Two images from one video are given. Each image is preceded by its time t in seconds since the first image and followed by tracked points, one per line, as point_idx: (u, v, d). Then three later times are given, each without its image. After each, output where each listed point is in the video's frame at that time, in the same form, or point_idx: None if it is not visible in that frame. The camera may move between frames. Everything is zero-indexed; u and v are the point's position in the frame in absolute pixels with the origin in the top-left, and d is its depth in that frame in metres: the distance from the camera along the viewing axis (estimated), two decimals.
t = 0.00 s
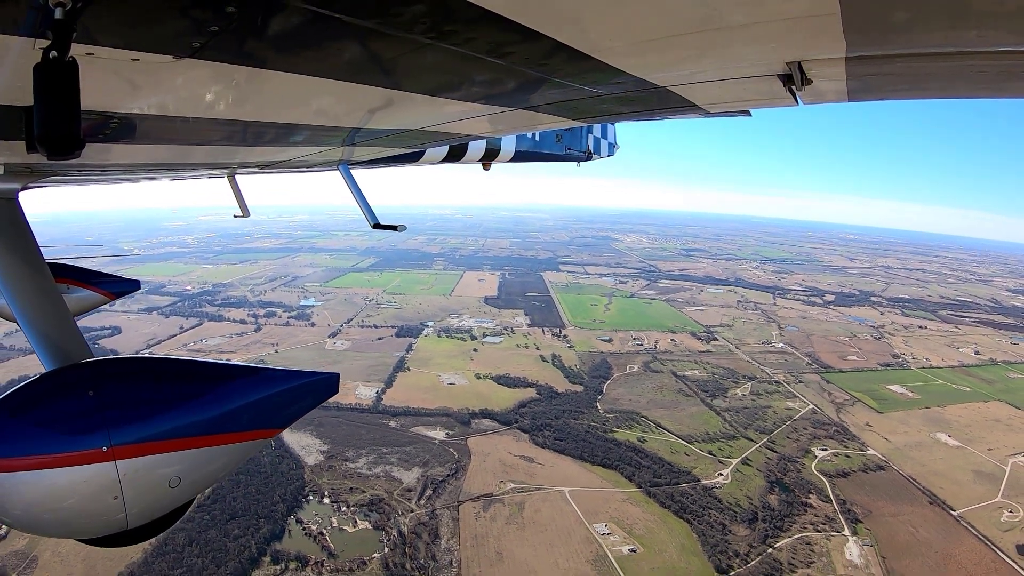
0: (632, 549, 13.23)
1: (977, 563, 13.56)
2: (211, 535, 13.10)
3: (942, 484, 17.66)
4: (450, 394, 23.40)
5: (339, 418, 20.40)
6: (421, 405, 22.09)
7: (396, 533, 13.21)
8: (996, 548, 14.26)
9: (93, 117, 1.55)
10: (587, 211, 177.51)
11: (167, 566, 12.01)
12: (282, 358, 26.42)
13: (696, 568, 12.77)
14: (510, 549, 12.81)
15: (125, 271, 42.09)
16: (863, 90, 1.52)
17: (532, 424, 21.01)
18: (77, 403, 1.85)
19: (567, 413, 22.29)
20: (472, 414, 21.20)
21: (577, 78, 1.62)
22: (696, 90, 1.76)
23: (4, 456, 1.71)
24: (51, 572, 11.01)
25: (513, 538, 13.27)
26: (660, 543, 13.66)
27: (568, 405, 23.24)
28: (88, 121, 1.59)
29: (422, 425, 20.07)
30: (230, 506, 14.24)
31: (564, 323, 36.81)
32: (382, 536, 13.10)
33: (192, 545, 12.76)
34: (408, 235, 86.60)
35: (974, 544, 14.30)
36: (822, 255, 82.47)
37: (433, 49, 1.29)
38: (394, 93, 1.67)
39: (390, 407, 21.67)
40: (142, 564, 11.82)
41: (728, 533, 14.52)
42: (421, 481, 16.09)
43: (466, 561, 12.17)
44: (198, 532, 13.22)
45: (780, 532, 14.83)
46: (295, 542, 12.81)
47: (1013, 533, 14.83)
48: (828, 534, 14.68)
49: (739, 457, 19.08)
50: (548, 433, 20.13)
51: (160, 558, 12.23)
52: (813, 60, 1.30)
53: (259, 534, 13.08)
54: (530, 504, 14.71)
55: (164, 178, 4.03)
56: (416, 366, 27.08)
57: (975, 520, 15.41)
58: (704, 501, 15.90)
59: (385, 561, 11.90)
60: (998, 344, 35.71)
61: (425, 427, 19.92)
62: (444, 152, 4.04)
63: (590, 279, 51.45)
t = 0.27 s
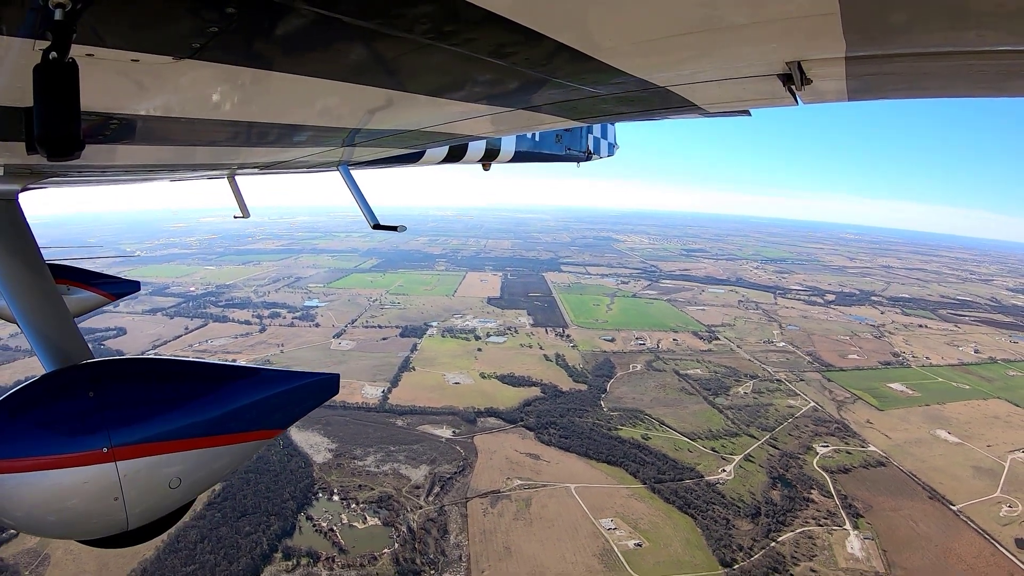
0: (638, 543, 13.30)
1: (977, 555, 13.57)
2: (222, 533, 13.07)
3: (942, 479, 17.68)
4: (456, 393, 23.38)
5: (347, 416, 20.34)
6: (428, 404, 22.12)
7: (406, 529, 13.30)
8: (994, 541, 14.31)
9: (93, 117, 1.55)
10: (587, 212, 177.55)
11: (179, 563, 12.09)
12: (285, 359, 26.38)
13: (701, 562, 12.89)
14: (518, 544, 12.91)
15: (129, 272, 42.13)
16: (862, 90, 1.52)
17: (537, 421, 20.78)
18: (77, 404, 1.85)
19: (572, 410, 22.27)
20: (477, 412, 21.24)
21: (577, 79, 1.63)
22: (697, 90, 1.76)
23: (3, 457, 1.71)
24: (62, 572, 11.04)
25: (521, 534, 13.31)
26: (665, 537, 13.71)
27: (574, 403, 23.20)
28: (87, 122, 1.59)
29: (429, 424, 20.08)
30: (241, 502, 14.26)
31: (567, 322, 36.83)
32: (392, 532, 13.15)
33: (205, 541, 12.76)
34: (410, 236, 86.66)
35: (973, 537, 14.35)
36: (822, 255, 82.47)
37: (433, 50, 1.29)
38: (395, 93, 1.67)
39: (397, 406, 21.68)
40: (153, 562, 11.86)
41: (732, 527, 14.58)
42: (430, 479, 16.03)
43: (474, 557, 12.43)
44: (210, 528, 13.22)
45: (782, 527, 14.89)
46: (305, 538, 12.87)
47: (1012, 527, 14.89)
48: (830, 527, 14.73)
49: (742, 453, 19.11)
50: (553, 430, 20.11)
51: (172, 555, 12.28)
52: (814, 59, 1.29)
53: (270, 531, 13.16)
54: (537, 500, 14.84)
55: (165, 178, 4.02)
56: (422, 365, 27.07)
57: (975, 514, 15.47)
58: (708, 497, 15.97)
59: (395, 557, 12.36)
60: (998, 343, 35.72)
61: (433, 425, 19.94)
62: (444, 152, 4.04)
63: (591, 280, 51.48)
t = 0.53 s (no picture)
0: (644, 538, 13.51)
1: (977, 550, 13.66)
2: (234, 530, 13.07)
3: (941, 475, 17.70)
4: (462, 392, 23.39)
5: (353, 415, 20.34)
6: (435, 403, 22.14)
7: (415, 525, 13.39)
8: (993, 535, 14.41)
9: (93, 117, 1.55)
10: (588, 212, 177.57)
11: (192, 561, 12.06)
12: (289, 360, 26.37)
13: (706, 557, 13.04)
14: (527, 539, 13.09)
15: (132, 273, 42.13)
16: (863, 90, 1.52)
17: (542, 420, 20.80)
18: (76, 404, 1.85)
19: (576, 409, 22.27)
20: (483, 411, 21.26)
21: (578, 79, 1.62)
22: (698, 90, 1.76)
23: (4, 457, 1.71)
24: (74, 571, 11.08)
25: (528, 529, 13.47)
26: (670, 532, 13.88)
27: (578, 402, 23.17)
28: (88, 122, 1.59)
29: (435, 423, 20.09)
30: (251, 501, 14.16)
31: (569, 322, 36.83)
32: (400, 529, 13.28)
33: (217, 539, 12.71)
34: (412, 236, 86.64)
35: (972, 532, 14.44)
36: (823, 255, 82.48)
37: (433, 50, 1.29)
38: (395, 93, 1.67)
39: (403, 405, 21.71)
40: (165, 560, 11.93)
41: (736, 522, 14.67)
42: (438, 476, 16.08)
43: (483, 552, 12.64)
44: (222, 526, 13.18)
45: (785, 521, 14.93)
46: (316, 535, 12.99)
47: (1011, 522, 15.00)
48: (830, 522, 14.79)
49: (744, 450, 19.15)
50: (557, 428, 20.13)
51: (185, 552, 12.29)
52: (814, 59, 1.29)
53: (282, 528, 13.24)
54: (544, 497, 14.94)
55: (165, 178, 4.01)
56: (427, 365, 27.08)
57: (974, 509, 15.55)
58: (712, 492, 16.04)
59: (405, 552, 12.53)
60: (997, 341, 35.73)
61: (439, 424, 19.96)
62: (445, 152, 4.03)
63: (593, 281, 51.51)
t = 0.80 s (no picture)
0: (649, 532, 13.35)
1: (977, 544, 13.72)
2: (246, 527, 12.98)
3: (940, 470, 17.73)
4: (468, 391, 23.40)
5: (360, 414, 20.38)
6: (440, 402, 22.16)
7: (424, 521, 13.32)
8: (993, 528, 14.44)
9: (94, 118, 1.55)
10: (590, 213, 177.55)
11: (205, 556, 11.86)
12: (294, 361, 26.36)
13: (710, 551, 12.92)
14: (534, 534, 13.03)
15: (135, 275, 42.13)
16: (864, 90, 1.51)
17: (548, 419, 20.95)
18: (77, 404, 1.85)
19: (581, 407, 22.27)
20: (489, 409, 21.28)
21: (578, 80, 1.62)
22: (698, 91, 1.76)
23: (4, 457, 1.70)
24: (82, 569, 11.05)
25: (535, 523, 13.29)
26: (676, 526, 13.83)
27: (583, 400, 23.16)
28: (88, 122, 1.59)
29: (442, 421, 20.08)
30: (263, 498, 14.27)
31: (572, 322, 36.85)
32: (410, 524, 13.27)
33: (229, 536, 12.56)
34: (413, 237, 86.58)
35: (973, 524, 14.48)
36: (823, 254, 82.43)
37: (433, 50, 1.28)
38: (395, 94, 1.67)
39: (409, 404, 21.71)
40: (179, 557, 11.63)
41: (739, 517, 14.70)
42: (446, 473, 16.19)
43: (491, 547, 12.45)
44: (234, 522, 13.04)
45: (788, 516, 15.01)
46: (328, 531, 13.00)
47: (1012, 516, 15.05)
48: (833, 516, 14.87)
49: (747, 447, 19.17)
50: (563, 426, 20.22)
51: (197, 549, 12.05)
52: (813, 60, 1.29)
53: (292, 525, 13.27)
54: (551, 493, 15.01)
55: (164, 178, 4.01)
56: (432, 365, 27.09)
57: (974, 504, 15.62)
58: (714, 488, 16.21)
59: (415, 547, 12.15)
60: (997, 340, 35.72)
61: (445, 423, 19.97)
62: (445, 152, 4.03)
63: (595, 281, 51.49)
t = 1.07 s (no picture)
0: (655, 527, 13.52)
1: (977, 536, 13.79)
2: (257, 524, 13.20)
3: (940, 465, 17.77)
4: (474, 390, 23.44)
5: (367, 413, 20.45)
6: (447, 400, 22.22)
7: (433, 518, 13.63)
8: (992, 522, 14.56)
9: (95, 118, 1.55)
10: (591, 213, 177.53)
11: (218, 553, 12.07)
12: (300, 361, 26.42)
13: (715, 545, 13.18)
14: (541, 529, 13.27)
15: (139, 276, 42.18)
16: (864, 90, 1.51)
17: (552, 416, 20.95)
18: (77, 404, 1.85)
19: (585, 405, 22.32)
20: (495, 408, 21.31)
21: (579, 80, 1.61)
22: (699, 91, 1.75)
23: (3, 457, 1.71)
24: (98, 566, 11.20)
25: (543, 519, 13.64)
26: (680, 521, 14.01)
27: (588, 398, 23.21)
28: (89, 122, 1.58)
29: (448, 420, 20.13)
30: (274, 497, 14.45)
31: (575, 322, 36.87)
32: (419, 521, 13.55)
33: (240, 533, 12.80)
34: (416, 238, 86.60)
35: (972, 519, 14.60)
36: (824, 254, 82.42)
37: (433, 50, 1.28)
38: (394, 94, 1.66)
39: (415, 403, 21.76)
40: (192, 553, 11.89)
41: (742, 511, 14.77)
42: (453, 472, 16.20)
43: (501, 543, 12.73)
44: (245, 520, 13.29)
45: (790, 510, 15.05)
46: (337, 528, 13.24)
47: (1011, 510, 15.13)
48: (835, 510, 14.96)
49: (749, 444, 19.20)
50: (568, 424, 20.21)
51: (210, 546, 12.25)
52: (815, 60, 1.29)
53: (303, 522, 13.48)
54: (557, 490, 15.17)
55: (165, 178, 4.00)
56: (437, 365, 27.13)
57: (974, 499, 15.71)
58: (719, 483, 16.12)
59: (425, 543, 12.72)
60: (997, 338, 35.73)
61: (452, 421, 20.02)
62: (445, 152, 4.03)
63: (597, 281, 51.49)
